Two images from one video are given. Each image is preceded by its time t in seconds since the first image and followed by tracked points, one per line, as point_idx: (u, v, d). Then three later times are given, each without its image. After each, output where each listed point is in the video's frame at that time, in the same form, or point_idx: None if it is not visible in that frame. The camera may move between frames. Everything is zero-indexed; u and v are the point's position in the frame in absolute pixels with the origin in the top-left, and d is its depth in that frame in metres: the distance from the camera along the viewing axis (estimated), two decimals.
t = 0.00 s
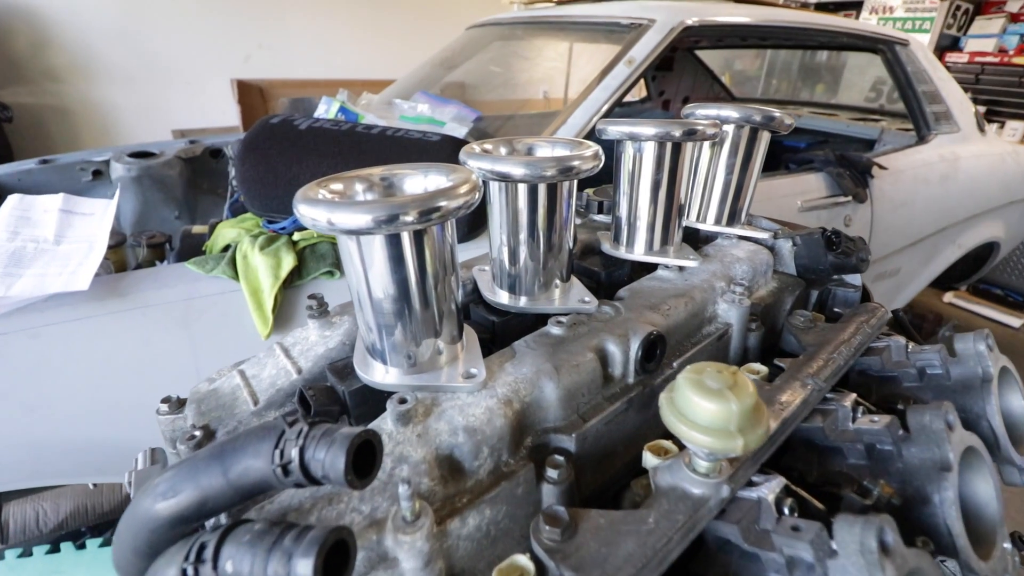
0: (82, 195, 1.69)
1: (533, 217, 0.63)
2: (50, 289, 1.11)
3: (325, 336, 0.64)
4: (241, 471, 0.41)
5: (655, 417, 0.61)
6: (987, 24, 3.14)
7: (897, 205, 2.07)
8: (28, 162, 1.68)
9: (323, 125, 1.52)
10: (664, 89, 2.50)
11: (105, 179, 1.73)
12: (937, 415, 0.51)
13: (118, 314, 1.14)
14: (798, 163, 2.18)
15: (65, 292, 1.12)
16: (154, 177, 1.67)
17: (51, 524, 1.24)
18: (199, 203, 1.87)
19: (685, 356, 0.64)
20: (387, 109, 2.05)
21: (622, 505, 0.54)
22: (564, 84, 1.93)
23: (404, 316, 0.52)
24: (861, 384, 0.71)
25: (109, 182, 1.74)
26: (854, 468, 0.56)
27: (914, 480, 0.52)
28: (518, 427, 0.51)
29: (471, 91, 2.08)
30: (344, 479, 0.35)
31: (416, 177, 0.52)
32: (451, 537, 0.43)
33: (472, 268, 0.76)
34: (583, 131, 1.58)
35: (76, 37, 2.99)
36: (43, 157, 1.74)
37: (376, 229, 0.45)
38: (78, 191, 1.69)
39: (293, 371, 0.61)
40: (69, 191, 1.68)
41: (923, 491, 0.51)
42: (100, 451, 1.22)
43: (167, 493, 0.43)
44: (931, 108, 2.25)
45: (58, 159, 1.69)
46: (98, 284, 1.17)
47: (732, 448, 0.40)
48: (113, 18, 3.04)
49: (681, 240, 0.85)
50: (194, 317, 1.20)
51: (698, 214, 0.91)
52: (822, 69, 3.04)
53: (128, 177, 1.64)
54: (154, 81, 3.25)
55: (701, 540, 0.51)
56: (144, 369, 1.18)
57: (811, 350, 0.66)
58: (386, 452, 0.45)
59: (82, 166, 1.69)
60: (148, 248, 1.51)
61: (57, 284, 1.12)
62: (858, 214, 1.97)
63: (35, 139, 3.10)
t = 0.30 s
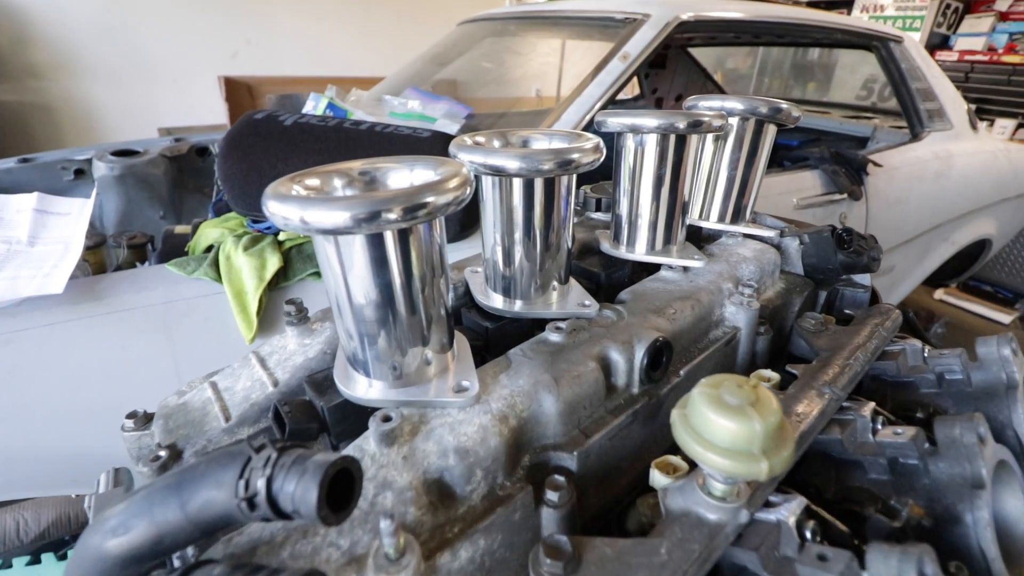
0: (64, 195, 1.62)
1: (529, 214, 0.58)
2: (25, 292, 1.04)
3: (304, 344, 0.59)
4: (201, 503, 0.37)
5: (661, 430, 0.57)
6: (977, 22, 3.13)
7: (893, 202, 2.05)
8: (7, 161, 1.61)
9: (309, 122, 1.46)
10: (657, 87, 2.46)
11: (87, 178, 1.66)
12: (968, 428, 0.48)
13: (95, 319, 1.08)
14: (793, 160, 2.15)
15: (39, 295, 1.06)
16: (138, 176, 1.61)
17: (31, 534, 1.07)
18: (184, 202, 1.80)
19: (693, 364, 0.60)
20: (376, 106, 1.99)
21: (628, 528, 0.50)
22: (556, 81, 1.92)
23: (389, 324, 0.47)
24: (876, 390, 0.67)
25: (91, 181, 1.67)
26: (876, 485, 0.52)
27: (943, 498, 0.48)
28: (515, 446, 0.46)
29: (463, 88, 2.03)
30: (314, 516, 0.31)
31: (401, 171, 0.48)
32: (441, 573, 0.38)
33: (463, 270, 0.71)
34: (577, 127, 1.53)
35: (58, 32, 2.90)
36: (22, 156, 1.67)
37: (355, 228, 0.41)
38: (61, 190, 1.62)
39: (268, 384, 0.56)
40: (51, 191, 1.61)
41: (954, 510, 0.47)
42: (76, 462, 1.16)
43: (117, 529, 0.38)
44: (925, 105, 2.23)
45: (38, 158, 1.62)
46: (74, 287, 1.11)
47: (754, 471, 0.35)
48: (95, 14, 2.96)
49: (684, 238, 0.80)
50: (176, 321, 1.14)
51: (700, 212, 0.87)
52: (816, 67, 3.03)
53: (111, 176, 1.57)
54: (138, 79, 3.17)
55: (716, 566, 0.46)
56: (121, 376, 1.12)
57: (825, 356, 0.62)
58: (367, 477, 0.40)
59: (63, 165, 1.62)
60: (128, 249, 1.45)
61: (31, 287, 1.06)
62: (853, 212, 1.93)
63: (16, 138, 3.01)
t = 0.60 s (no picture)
0: (48, 198, 1.57)
1: (518, 217, 0.55)
2: None
3: (280, 357, 0.56)
4: (155, 541, 0.33)
5: (658, 444, 0.54)
6: (966, 22, 3.14)
7: (887, 201, 2.04)
8: None
9: (295, 121, 1.43)
10: (649, 86, 2.44)
11: (71, 180, 1.61)
12: (984, 443, 0.45)
13: (73, 326, 1.03)
14: (787, 160, 2.13)
15: (16, 302, 1.01)
16: (124, 178, 1.56)
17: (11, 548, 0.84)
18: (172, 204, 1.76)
19: (691, 374, 0.57)
20: (366, 106, 1.95)
21: (624, 549, 0.47)
22: (549, 82, 1.90)
23: (366, 336, 0.44)
24: (880, 398, 0.65)
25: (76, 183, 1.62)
26: (885, 501, 0.49)
27: (957, 517, 0.46)
28: (503, 468, 0.43)
29: (454, 88, 2.00)
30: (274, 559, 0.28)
31: (379, 173, 0.44)
32: None
33: (451, 275, 0.68)
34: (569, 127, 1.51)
35: (41, 32, 2.84)
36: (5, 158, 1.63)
37: (328, 236, 0.38)
38: (44, 193, 1.58)
39: (241, 401, 0.52)
40: (35, 194, 1.57)
41: (970, 531, 0.45)
42: (55, 473, 1.12)
43: (63, 569, 0.35)
44: (918, 104, 2.22)
45: (20, 160, 1.57)
46: (51, 292, 1.05)
47: (763, 500, 0.33)
48: (80, 12, 2.89)
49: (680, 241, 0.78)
50: (157, 327, 1.10)
51: (697, 214, 0.84)
52: (807, 67, 3.02)
53: (96, 178, 1.53)
54: (125, 78, 3.10)
55: None
56: (101, 384, 1.08)
57: (829, 364, 0.60)
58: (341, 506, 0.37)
59: (47, 167, 1.57)
60: (110, 252, 1.40)
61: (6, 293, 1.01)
62: (846, 211, 1.92)
63: None
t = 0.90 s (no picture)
0: (41, 200, 1.55)
1: (513, 223, 0.54)
2: None
3: (267, 367, 0.54)
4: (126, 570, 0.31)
5: (657, 457, 0.53)
6: (963, 22, 3.13)
7: (886, 203, 2.03)
8: None
9: (289, 123, 1.41)
10: (646, 87, 2.42)
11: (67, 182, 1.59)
12: (996, 460, 0.43)
13: (63, 330, 1.02)
14: (786, 161, 2.11)
15: (6, 306, 1.00)
16: (118, 179, 1.54)
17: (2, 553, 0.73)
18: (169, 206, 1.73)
19: (691, 385, 0.55)
20: (362, 107, 1.94)
21: (623, 569, 0.45)
22: (546, 82, 1.86)
23: (353, 349, 0.42)
24: (885, 408, 0.63)
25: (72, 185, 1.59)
26: (893, 518, 0.48)
27: (968, 536, 0.44)
28: (496, 486, 0.41)
29: (451, 89, 1.98)
30: None
31: (367, 179, 0.43)
32: None
33: (444, 281, 0.66)
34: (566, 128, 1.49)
35: (36, 32, 2.81)
36: None
37: (311, 246, 0.36)
38: (37, 196, 1.55)
39: (226, 415, 0.51)
40: (29, 196, 1.55)
41: (982, 551, 0.44)
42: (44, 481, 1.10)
43: None
44: (916, 104, 2.21)
45: (14, 162, 1.55)
46: (42, 297, 1.04)
47: (768, 526, 0.31)
48: (74, 13, 2.86)
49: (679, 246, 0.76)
50: (149, 332, 1.08)
51: (696, 218, 0.82)
52: (805, 67, 3.01)
53: (90, 180, 1.51)
54: (120, 79, 3.08)
55: None
56: (90, 390, 1.06)
57: (833, 374, 0.58)
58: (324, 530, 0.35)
59: (41, 169, 1.55)
60: (104, 256, 1.38)
61: None
62: (845, 212, 1.91)
63: None
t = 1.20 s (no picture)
0: (35, 205, 1.53)
1: (514, 224, 0.53)
2: None
3: (267, 373, 0.53)
4: None
5: (661, 458, 0.52)
6: (956, 19, 3.14)
7: (882, 199, 2.04)
8: None
9: (285, 125, 1.40)
10: (643, 85, 2.42)
11: (60, 186, 1.57)
12: (1001, 457, 0.43)
13: (58, 336, 1.01)
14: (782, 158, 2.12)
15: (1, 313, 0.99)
16: (114, 183, 1.53)
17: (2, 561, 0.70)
18: (163, 210, 1.72)
19: (694, 384, 0.55)
20: (358, 108, 1.93)
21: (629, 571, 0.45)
22: (543, 81, 1.86)
23: (355, 354, 0.41)
24: (887, 405, 0.63)
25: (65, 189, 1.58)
26: (898, 516, 0.48)
27: (974, 533, 0.44)
28: (502, 490, 0.41)
29: (447, 89, 1.97)
30: None
31: (367, 181, 0.42)
32: None
33: (445, 283, 0.66)
34: (564, 128, 1.49)
35: (28, 36, 2.80)
36: None
37: (310, 252, 0.35)
38: (32, 201, 1.54)
39: (226, 421, 0.50)
40: (24, 201, 1.54)
41: (988, 547, 0.44)
42: (41, 489, 1.09)
43: None
44: (911, 101, 2.22)
45: (9, 167, 1.54)
46: (37, 302, 1.03)
47: (778, 528, 0.31)
48: (67, 16, 2.85)
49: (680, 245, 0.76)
50: (145, 337, 1.07)
51: (696, 217, 0.82)
52: (800, 65, 3.02)
53: (85, 184, 1.50)
54: (114, 82, 3.06)
55: None
56: (86, 396, 1.05)
57: (836, 372, 0.58)
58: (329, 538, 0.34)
59: (35, 173, 1.53)
60: (99, 261, 1.37)
61: None
62: (842, 209, 1.92)
63: None
